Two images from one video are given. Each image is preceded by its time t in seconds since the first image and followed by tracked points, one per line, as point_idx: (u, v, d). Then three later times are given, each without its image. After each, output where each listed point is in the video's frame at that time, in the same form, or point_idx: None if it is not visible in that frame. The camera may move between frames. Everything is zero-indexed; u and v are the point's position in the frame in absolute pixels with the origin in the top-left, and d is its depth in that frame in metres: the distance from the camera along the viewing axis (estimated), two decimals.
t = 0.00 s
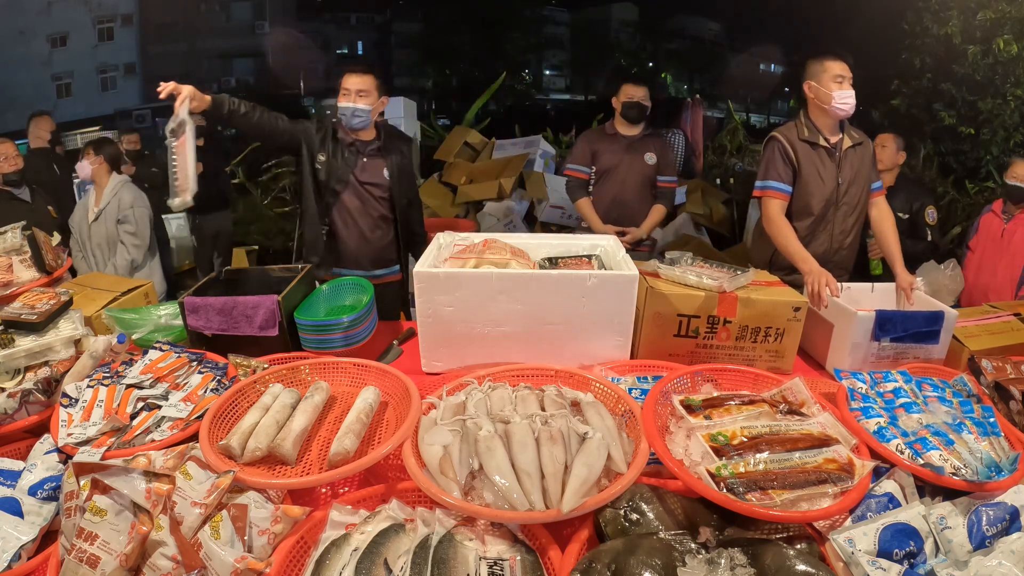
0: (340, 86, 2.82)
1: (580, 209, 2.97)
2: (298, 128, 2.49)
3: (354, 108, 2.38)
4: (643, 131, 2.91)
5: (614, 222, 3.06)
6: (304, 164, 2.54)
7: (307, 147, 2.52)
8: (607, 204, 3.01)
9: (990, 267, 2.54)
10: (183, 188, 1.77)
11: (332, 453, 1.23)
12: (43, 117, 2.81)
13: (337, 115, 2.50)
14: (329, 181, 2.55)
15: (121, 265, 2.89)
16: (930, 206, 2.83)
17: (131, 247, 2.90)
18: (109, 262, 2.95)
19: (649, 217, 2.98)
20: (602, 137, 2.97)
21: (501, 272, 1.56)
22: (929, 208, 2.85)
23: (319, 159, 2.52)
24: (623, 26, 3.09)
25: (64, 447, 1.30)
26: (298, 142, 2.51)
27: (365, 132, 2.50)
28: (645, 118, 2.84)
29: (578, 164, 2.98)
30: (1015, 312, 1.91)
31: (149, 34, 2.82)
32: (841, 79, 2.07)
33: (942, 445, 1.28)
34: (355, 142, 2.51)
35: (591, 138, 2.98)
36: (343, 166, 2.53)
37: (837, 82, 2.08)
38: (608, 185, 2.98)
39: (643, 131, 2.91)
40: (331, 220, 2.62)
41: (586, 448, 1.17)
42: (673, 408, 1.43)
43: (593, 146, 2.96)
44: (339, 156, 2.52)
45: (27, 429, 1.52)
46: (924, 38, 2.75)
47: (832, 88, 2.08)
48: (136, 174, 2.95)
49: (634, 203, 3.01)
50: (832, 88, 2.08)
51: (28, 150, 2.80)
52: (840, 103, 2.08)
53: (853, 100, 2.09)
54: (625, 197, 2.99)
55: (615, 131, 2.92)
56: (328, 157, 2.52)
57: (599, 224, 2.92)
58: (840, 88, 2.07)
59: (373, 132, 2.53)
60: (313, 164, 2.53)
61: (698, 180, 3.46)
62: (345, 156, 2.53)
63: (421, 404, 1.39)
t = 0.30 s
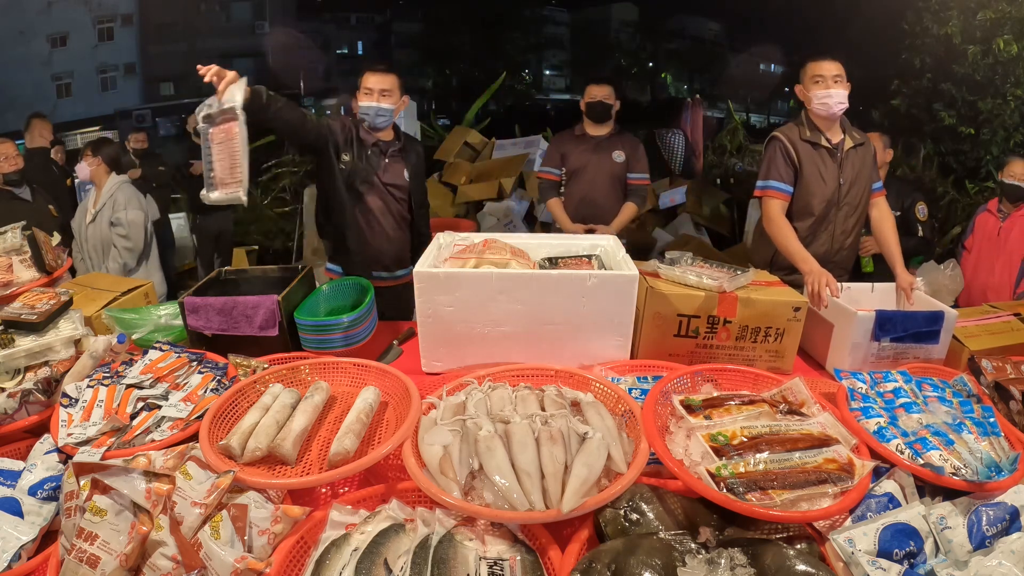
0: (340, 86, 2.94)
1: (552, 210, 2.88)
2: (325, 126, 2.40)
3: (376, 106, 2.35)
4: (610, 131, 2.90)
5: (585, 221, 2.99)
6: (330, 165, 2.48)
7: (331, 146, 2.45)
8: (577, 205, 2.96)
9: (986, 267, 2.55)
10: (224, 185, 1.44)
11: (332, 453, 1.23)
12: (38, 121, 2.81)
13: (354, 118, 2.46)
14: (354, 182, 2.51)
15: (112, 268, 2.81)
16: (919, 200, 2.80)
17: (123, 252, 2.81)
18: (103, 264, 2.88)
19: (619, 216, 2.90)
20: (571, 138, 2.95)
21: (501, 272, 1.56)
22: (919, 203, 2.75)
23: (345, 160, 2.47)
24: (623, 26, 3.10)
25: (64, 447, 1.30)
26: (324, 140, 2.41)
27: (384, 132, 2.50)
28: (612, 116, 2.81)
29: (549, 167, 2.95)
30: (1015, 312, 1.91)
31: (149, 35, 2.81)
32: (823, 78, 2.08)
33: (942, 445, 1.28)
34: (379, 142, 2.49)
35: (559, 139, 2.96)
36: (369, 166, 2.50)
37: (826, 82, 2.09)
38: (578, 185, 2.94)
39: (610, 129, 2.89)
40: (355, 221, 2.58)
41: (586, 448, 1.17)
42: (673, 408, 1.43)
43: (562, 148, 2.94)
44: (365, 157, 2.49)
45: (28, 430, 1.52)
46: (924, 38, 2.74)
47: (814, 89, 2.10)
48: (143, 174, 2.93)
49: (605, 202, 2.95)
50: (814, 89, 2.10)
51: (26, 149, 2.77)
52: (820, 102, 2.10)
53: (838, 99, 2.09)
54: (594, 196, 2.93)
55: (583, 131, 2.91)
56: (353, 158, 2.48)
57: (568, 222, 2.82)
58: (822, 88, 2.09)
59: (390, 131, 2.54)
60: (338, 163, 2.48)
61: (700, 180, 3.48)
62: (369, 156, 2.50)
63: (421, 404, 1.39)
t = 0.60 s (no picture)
0: (340, 86, 2.82)
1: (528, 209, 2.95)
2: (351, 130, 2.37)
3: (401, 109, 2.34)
4: (582, 128, 2.90)
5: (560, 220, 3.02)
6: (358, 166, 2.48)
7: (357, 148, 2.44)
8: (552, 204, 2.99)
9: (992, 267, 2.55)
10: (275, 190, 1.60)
11: (332, 453, 1.23)
12: (36, 121, 2.85)
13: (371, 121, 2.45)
14: (381, 184, 2.53)
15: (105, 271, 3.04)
16: (910, 198, 2.83)
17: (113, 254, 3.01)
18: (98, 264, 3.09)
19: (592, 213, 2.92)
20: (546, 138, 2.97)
21: (501, 272, 1.56)
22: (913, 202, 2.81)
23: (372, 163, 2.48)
24: (623, 26, 3.02)
25: (64, 447, 1.30)
26: (351, 143, 2.40)
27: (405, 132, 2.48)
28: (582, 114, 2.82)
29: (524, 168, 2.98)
30: (1015, 312, 1.91)
31: (148, 34, 2.79)
32: (814, 79, 2.10)
33: (942, 445, 1.28)
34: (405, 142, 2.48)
35: (535, 140, 2.98)
36: (395, 168, 2.51)
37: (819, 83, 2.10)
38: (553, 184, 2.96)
39: (582, 128, 2.90)
40: (384, 222, 2.61)
41: (586, 448, 1.17)
42: (673, 408, 1.43)
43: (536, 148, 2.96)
44: (391, 159, 2.49)
45: (28, 430, 1.51)
46: (924, 38, 2.74)
47: (806, 90, 2.12)
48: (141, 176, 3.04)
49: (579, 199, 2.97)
50: (807, 89, 2.12)
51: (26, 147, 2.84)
52: (814, 102, 2.12)
53: (831, 100, 2.09)
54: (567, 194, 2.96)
55: (557, 131, 2.92)
56: (379, 159, 2.48)
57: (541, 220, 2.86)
58: (814, 89, 2.10)
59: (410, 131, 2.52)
60: (364, 164, 2.48)
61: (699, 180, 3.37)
62: (394, 157, 2.50)
63: (421, 404, 1.39)
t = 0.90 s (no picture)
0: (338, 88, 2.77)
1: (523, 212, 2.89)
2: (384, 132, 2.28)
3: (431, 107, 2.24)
4: (570, 128, 2.87)
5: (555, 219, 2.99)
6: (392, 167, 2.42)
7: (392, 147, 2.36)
8: (546, 206, 2.96)
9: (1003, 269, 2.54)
10: (341, 193, 1.47)
11: (332, 453, 1.23)
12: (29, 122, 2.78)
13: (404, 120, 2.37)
14: (418, 185, 2.50)
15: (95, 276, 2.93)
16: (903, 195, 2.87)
17: (100, 262, 2.86)
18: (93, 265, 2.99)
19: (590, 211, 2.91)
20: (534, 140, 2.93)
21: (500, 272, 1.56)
22: (905, 199, 2.82)
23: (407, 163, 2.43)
24: (624, 26, 2.99)
25: (64, 447, 1.30)
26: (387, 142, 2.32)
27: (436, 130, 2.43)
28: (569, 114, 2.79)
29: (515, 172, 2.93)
30: (1015, 312, 1.91)
31: (148, 35, 2.77)
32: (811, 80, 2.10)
33: (942, 445, 1.28)
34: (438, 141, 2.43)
35: (523, 142, 2.94)
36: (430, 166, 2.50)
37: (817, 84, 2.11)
38: (546, 185, 2.92)
39: (570, 127, 2.87)
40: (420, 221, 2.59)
41: (586, 448, 1.17)
42: (673, 408, 1.43)
43: (525, 151, 2.92)
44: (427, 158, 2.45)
45: (28, 430, 1.51)
46: (924, 38, 2.72)
47: (806, 91, 2.12)
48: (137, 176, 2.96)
49: (572, 198, 2.94)
50: (806, 90, 2.13)
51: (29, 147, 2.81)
52: (811, 103, 2.13)
53: (830, 100, 2.10)
54: (561, 195, 2.92)
55: (546, 132, 2.89)
56: (415, 158, 2.44)
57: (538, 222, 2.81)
58: (813, 90, 2.10)
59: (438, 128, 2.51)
60: (400, 165, 2.41)
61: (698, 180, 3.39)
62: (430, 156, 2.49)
63: (421, 404, 1.39)
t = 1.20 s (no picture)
0: (340, 86, 2.94)
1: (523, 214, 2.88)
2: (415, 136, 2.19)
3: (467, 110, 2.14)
4: (569, 128, 2.87)
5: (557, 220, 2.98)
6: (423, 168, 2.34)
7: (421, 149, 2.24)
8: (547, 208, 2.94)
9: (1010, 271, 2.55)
10: (416, 184, 1.24)
11: (332, 453, 1.23)
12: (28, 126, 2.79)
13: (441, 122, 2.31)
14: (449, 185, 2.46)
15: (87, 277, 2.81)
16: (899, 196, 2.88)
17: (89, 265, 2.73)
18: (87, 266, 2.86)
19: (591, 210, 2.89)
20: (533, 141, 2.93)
21: (500, 272, 1.56)
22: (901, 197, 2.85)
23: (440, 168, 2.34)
24: (624, 26, 2.98)
25: (64, 447, 1.30)
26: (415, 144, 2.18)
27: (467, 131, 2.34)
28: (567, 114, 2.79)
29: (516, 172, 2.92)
30: (1015, 312, 1.91)
31: (148, 35, 2.77)
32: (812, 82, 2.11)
33: (942, 445, 1.28)
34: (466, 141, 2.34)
35: (522, 143, 2.93)
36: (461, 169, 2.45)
37: (819, 85, 2.12)
38: (546, 186, 2.91)
39: (570, 128, 2.88)
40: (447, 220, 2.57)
41: (586, 448, 1.17)
42: (673, 408, 1.43)
43: (524, 152, 2.91)
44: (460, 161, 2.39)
45: (27, 430, 1.51)
46: (924, 38, 2.72)
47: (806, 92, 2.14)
48: (133, 179, 2.89)
49: (573, 198, 2.92)
50: (807, 91, 2.13)
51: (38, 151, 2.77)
52: (813, 104, 2.14)
53: (832, 99, 2.10)
54: (562, 195, 2.91)
55: (545, 133, 2.89)
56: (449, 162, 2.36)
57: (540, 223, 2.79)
58: (816, 90, 2.11)
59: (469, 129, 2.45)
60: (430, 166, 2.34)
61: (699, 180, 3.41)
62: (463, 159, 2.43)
63: (421, 404, 1.39)
